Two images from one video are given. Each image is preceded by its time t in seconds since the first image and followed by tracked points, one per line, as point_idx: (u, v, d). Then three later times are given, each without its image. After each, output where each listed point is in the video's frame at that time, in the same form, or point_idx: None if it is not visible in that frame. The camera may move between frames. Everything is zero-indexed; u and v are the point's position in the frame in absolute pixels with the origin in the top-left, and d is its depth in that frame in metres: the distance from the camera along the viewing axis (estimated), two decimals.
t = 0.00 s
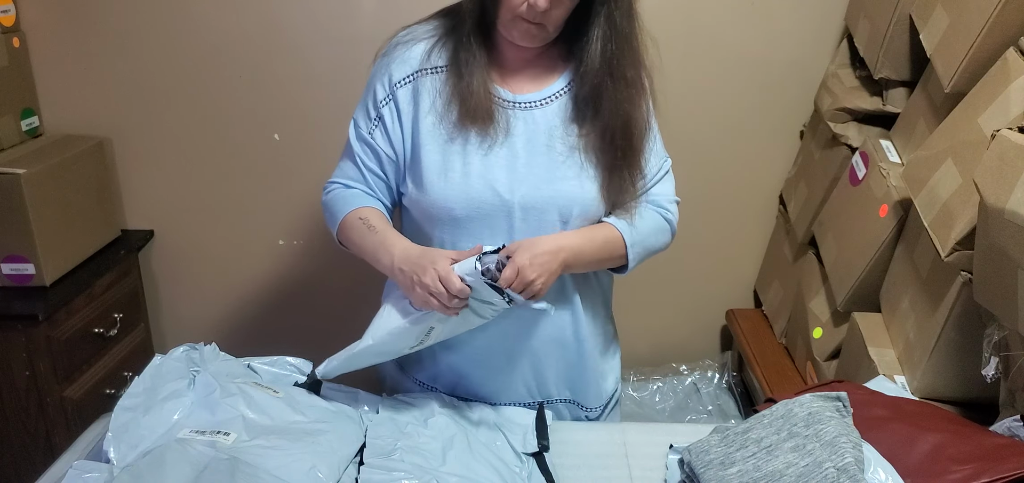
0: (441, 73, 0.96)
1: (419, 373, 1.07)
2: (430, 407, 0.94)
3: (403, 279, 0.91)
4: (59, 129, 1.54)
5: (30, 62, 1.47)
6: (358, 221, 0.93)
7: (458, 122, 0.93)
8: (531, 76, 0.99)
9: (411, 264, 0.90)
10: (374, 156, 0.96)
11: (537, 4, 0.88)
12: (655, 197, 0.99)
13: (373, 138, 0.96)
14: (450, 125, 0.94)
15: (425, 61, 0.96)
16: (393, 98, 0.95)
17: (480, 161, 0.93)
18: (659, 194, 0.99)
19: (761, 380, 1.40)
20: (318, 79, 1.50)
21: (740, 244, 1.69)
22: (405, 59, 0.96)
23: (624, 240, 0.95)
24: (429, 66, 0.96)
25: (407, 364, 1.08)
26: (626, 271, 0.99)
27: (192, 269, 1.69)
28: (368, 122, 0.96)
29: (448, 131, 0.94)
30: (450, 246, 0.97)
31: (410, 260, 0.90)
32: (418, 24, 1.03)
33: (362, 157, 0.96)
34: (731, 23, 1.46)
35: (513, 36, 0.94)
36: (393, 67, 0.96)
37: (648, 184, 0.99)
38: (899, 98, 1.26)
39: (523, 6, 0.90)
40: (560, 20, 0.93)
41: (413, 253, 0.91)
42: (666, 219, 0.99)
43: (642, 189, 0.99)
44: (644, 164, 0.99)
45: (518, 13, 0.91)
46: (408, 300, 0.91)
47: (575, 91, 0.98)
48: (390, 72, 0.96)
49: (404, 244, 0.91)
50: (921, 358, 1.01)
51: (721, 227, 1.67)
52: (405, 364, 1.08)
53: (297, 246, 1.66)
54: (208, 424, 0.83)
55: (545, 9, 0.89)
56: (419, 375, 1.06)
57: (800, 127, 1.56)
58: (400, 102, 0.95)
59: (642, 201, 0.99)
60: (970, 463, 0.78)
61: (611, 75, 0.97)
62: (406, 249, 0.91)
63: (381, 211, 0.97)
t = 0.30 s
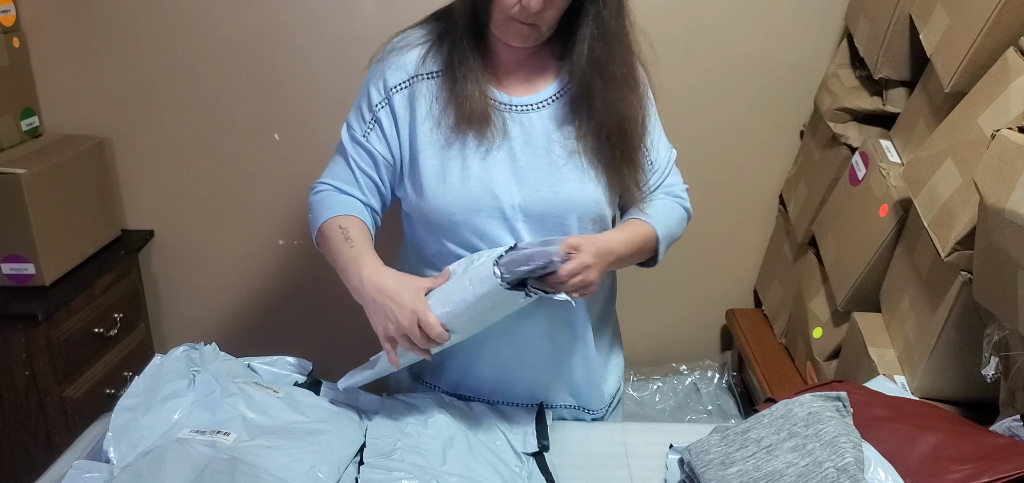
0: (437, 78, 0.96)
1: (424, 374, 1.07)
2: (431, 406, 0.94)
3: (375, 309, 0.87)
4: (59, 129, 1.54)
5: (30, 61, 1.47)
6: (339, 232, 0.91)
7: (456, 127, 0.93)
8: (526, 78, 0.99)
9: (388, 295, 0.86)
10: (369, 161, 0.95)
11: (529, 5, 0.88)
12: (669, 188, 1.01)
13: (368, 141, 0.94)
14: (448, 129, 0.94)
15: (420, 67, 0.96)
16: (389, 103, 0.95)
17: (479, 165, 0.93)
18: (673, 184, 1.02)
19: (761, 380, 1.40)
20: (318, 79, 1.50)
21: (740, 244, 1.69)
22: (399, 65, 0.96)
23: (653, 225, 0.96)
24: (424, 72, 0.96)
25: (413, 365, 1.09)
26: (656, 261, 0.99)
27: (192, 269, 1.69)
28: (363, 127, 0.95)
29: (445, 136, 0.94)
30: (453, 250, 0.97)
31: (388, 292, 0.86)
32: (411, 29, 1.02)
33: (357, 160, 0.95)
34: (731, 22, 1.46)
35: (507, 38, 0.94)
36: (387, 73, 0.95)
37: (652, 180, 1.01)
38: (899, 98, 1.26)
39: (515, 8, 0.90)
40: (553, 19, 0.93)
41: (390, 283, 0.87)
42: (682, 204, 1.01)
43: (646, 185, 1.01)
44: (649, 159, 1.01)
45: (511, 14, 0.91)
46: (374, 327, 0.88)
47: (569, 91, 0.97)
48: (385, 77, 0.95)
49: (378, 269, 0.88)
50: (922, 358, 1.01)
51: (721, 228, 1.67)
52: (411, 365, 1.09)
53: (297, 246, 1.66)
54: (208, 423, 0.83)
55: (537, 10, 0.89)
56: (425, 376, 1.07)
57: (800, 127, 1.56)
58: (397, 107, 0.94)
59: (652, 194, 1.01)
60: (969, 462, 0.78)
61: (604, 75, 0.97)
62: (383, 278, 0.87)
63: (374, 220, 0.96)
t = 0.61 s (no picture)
0: (442, 82, 0.95)
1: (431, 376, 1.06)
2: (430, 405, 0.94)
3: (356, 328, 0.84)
4: (59, 129, 1.54)
5: (30, 61, 1.47)
6: (336, 252, 0.88)
7: (464, 133, 0.93)
8: (533, 80, 0.99)
9: (365, 319, 0.83)
10: (376, 170, 0.94)
11: (549, 7, 0.88)
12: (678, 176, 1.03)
13: (374, 149, 0.93)
14: (456, 136, 0.93)
15: (424, 71, 0.95)
16: (394, 110, 0.94)
17: (490, 171, 0.93)
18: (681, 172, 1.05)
19: (761, 380, 1.40)
20: (318, 79, 1.50)
21: (740, 244, 1.69)
22: (402, 71, 0.95)
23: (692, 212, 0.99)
24: (428, 76, 0.95)
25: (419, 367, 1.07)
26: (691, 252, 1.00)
27: (192, 269, 1.70)
28: (368, 135, 0.93)
29: (454, 143, 0.93)
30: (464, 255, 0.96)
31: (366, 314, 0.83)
32: (410, 32, 1.01)
33: (362, 169, 0.93)
34: (731, 22, 1.46)
35: (521, 41, 0.93)
36: (390, 79, 0.94)
37: (663, 173, 1.02)
38: (899, 98, 1.26)
39: (533, 10, 0.89)
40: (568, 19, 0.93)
41: (373, 305, 0.84)
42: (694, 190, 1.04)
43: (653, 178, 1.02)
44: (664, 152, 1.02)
45: (527, 16, 0.90)
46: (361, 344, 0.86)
47: (579, 89, 0.98)
48: (389, 83, 0.94)
49: (369, 293, 0.85)
50: (921, 358, 1.01)
51: (721, 227, 1.67)
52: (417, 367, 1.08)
53: (297, 246, 1.66)
54: (208, 423, 0.83)
55: (556, 11, 0.89)
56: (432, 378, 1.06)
57: (800, 127, 1.56)
58: (403, 113, 0.93)
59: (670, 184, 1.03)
60: (970, 462, 0.78)
61: (609, 69, 0.98)
62: (367, 298, 0.84)
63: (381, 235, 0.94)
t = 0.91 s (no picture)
0: (461, 77, 0.92)
1: (447, 375, 1.03)
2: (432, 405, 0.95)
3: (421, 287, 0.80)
4: (59, 129, 1.54)
5: (31, 61, 1.47)
6: (398, 246, 0.83)
7: (486, 131, 0.91)
8: (550, 77, 0.98)
9: (436, 288, 0.77)
10: (406, 171, 0.90)
11: None
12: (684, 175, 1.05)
13: (402, 149, 0.89)
14: (481, 134, 0.91)
15: (443, 66, 0.92)
16: (417, 107, 0.91)
17: (512, 170, 0.92)
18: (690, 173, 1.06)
19: (761, 380, 1.40)
20: (319, 79, 1.50)
21: (740, 243, 1.69)
22: (422, 65, 0.92)
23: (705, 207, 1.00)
24: (447, 71, 0.92)
25: (433, 367, 1.05)
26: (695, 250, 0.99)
27: (192, 269, 1.70)
28: (391, 133, 0.90)
29: (479, 142, 0.91)
30: (483, 256, 0.95)
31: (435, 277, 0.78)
32: (423, 26, 0.98)
33: (392, 170, 0.89)
34: (732, 22, 1.46)
35: (541, 32, 0.92)
36: (410, 74, 0.91)
37: (672, 172, 1.03)
38: (899, 97, 1.26)
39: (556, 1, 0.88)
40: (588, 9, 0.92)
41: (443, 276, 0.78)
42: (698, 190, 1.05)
43: (663, 175, 1.02)
44: (675, 149, 1.02)
45: (549, 7, 0.89)
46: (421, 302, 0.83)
47: (596, 84, 0.98)
48: (409, 79, 0.91)
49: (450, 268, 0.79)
50: (922, 357, 1.01)
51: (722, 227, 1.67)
52: (433, 366, 1.05)
53: (297, 246, 1.66)
54: (208, 423, 0.83)
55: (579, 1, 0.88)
56: (450, 378, 1.03)
57: (800, 127, 1.56)
58: (426, 111, 0.91)
59: (678, 183, 1.04)
60: (970, 462, 0.78)
61: (626, 57, 0.98)
62: (437, 270, 0.79)
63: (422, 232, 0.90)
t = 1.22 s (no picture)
0: (492, 70, 0.89)
1: (476, 374, 1.04)
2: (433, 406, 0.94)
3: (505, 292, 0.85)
4: (59, 129, 1.54)
5: (30, 61, 1.48)
6: (472, 265, 0.85)
7: (518, 125, 0.88)
8: (578, 70, 0.96)
9: (523, 287, 0.83)
10: (451, 171, 0.89)
11: None
12: (702, 173, 1.03)
13: (446, 150, 0.88)
14: (512, 129, 0.89)
15: (473, 59, 0.89)
16: (454, 103, 0.88)
17: (544, 165, 0.90)
18: (708, 171, 1.03)
19: (761, 380, 1.40)
20: (320, 79, 1.50)
21: (740, 244, 1.69)
22: (453, 58, 0.89)
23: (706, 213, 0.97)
24: (478, 63, 0.89)
25: (462, 365, 1.06)
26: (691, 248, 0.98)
27: (192, 269, 1.70)
28: (432, 133, 0.88)
29: (511, 136, 0.89)
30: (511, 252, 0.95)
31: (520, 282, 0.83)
32: (449, 18, 0.95)
33: (442, 173, 0.88)
34: (731, 22, 1.46)
35: (562, 23, 0.90)
36: (442, 68, 0.88)
37: (694, 168, 1.02)
38: (899, 98, 1.26)
39: None
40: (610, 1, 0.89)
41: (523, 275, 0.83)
42: (720, 191, 1.03)
43: (685, 171, 1.01)
44: (693, 145, 1.02)
45: None
46: (505, 296, 0.88)
47: (623, 78, 0.96)
48: (441, 74, 0.88)
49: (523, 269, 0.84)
50: (921, 358, 1.01)
51: (721, 227, 1.67)
52: (461, 366, 1.05)
53: (297, 246, 1.66)
54: (208, 423, 0.83)
55: None
56: (477, 377, 1.04)
57: (800, 127, 1.57)
58: (462, 107, 0.88)
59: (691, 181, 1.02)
60: (970, 462, 0.78)
61: (655, 54, 0.97)
62: (518, 275, 0.83)
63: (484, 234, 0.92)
